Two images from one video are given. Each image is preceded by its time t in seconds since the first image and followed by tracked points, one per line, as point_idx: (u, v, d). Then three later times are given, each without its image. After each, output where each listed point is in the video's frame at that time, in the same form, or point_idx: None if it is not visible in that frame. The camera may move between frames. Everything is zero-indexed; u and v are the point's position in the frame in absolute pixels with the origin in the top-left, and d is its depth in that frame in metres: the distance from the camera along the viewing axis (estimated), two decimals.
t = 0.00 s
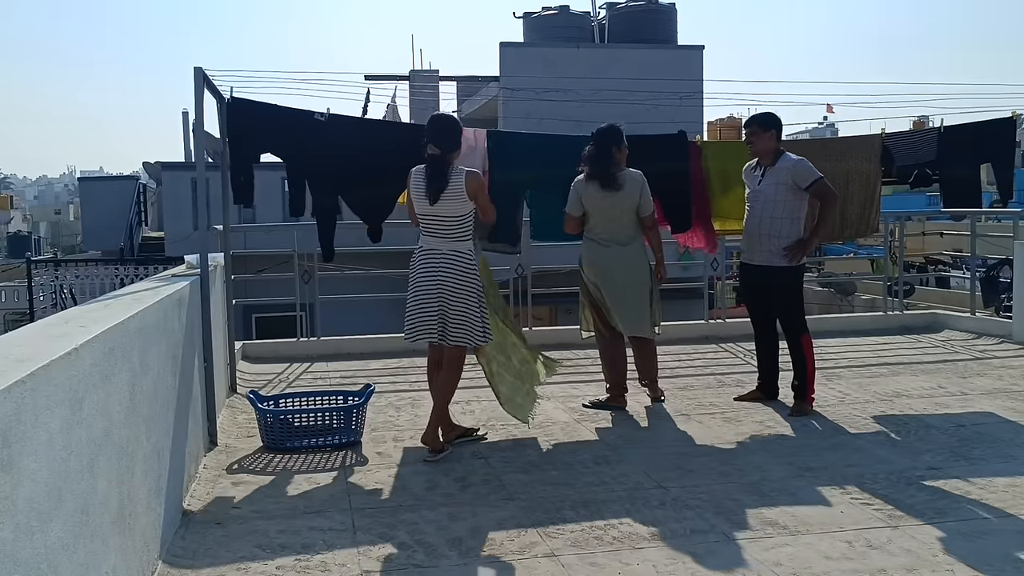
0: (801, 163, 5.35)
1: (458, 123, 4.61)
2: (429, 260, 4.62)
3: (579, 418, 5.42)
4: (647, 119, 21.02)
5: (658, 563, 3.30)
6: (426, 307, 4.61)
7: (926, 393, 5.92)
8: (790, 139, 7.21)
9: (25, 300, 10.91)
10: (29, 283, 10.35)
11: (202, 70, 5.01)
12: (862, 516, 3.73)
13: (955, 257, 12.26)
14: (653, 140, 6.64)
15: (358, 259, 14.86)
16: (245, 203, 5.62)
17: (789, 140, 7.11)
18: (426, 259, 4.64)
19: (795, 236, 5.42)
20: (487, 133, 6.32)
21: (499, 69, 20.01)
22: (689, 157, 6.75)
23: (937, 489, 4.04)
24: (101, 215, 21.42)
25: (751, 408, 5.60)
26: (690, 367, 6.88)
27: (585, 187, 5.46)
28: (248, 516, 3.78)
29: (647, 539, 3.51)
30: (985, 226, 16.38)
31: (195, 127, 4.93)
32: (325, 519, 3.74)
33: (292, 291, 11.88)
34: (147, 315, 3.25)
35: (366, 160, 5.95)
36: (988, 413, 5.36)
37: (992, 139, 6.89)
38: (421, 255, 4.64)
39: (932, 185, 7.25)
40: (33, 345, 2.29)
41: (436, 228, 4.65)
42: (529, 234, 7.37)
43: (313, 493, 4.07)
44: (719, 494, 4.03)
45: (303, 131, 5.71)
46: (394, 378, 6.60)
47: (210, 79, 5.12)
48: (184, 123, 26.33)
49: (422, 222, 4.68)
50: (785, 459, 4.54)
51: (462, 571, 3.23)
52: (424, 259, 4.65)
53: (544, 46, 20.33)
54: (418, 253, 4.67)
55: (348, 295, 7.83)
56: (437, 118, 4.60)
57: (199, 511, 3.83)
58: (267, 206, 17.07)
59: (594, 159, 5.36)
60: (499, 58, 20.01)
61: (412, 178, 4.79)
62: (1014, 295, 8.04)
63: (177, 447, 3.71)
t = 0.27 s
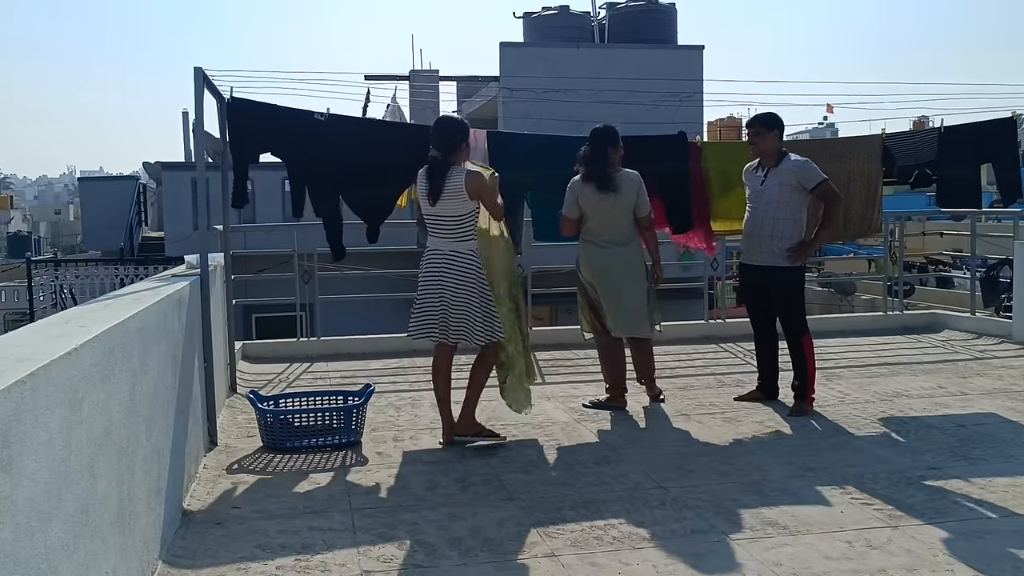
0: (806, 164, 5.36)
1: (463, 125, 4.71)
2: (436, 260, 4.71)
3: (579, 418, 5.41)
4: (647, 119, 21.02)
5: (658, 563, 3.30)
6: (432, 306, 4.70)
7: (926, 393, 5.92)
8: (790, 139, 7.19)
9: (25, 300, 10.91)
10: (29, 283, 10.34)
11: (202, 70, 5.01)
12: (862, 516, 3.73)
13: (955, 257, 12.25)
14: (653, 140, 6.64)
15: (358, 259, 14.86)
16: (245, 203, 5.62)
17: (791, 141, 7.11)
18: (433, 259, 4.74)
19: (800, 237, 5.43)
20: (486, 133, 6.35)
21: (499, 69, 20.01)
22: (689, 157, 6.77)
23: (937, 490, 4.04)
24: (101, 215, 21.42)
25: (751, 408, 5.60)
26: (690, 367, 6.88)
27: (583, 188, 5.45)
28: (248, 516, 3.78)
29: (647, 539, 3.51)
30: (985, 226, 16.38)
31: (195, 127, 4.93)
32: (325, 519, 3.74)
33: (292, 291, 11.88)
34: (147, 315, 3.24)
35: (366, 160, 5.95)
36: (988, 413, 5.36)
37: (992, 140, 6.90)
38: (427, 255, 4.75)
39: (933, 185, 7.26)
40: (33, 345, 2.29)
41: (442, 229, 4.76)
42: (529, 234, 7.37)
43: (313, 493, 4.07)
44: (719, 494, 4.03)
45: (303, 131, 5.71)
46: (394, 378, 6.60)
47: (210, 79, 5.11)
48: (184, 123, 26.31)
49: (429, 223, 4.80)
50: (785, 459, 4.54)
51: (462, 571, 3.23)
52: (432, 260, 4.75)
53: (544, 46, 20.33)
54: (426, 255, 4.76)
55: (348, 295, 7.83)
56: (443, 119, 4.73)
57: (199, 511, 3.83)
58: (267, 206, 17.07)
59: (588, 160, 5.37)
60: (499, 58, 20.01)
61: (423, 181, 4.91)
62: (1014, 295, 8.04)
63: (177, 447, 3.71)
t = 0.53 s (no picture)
0: (810, 166, 5.36)
1: (474, 126, 4.75)
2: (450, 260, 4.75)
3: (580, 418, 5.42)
4: (647, 119, 21.02)
5: (658, 563, 3.30)
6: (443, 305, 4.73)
7: (926, 393, 5.92)
8: (791, 139, 7.23)
9: (25, 300, 10.91)
10: (29, 283, 10.34)
11: (202, 70, 5.02)
12: (862, 516, 3.73)
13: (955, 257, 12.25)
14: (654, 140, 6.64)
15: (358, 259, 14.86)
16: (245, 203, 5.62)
17: (793, 141, 7.15)
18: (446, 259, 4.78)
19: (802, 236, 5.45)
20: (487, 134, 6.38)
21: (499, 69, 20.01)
22: (689, 157, 6.77)
23: (937, 490, 4.04)
24: (101, 215, 21.42)
25: (750, 408, 5.60)
26: (690, 367, 6.88)
27: (584, 189, 5.44)
28: (248, 516, 3.78)
29: (647, 539, 3.51)
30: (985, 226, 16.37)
31: (195, 127, 4.93)
32: (325, 519, 3.74)
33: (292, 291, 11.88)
34: (147, 315, 3.25)
35: (366, 159, 5.94)
36: (988, 413, 5.36)
37: (992, 140, 6.89)
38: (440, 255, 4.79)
39: (934, 185, 7.21)
40: (33, 345, 2.29)
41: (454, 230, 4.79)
42: (529, 233, 7.38)
43: (313, 493, 4.08)
44: (719, 494, 4.03)
45: (302, 132, 5.71)
46: (394, 378, 6.60)
47: (210, 79, 5.11)
48: (184, 123, 26.29)
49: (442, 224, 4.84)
50: (785, 459, 4.54)
51: (462, 571, 3.23)
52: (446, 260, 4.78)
53: (544, 46, 20.33)
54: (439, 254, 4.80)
55: (349, 295, 7.84)
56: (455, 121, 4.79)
57: (199, 512, 3.83)
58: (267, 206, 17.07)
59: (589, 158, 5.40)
60: (499, 58, 20.01)
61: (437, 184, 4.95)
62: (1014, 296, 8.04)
63: (177, 446, 3.71)
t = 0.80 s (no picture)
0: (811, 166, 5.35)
1: (496, 127, 4.80)
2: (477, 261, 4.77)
3: (580, 418, 5.42)
4: (647, 119, 21.02)
5: (658, 563, 3.30)
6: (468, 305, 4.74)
7: (926, 394, 5.92)
8: (792, 140, 7.25)
9: (25, 300, 10.91)
10: (29, 283, 10.34)
11: (202, 70, 5.02)
12: (862, 516, 3.73)
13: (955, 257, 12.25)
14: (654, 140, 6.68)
15: (358, 259, 14.87)
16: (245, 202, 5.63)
17: (794, 142, 7.18)
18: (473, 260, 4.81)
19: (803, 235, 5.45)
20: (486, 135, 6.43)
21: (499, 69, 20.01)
22: (689, 158, 6.77)
23: (937, 490, 4.04)
24: (101, 215, 21.41)
25: (750, 408, 5.60)
26: (690, 367, 6.88)
27: (597, 187, 5.41)
28: (248, 516, 3.78)
29: (647, 539, 3.51)
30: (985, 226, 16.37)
31: (195, 127, 4.93)
32: (325, 519, 3.74)
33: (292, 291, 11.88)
34: (147, 315, 3.24)
35: (366, 159, 5.95)
36: (988, 414, 5.36)
37: (992, 140, 6.88)
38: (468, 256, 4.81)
39: (934, 185, 7.21)
40: (33, 345, 2.29)
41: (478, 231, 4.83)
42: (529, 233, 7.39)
43: (313, 493, 4.07)
44: (719, 494, 4.03)
45: (303, 131, 5.71)
46: (394, 378, 6.60)
47: (210, 79, 5.11)
48: (184, 123, 26.28)
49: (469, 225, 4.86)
50: (785, 458, 4.54)
51: (462, 572, 3.23)
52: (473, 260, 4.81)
53: (544, 46, 20.33)
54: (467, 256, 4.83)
55: (349, 295, 7.83)
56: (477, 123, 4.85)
57: (199, 512, 3.83)
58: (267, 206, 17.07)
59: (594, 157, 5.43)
60: (499, 58, 20.01)
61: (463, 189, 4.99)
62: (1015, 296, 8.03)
63: (177, 446, 3.71)
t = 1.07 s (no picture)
0: (811, 167, 5.35)
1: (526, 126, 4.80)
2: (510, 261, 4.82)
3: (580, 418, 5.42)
4: (647, 120, 21.02)
5: (657, 562, 3.30)
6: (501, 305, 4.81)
7: (926, 394, 5.92)
8: (791, 139, 7.25)
9: (25, 300, 10.91)
10: (28, 283, 10.33)
11: (201, 70, 5.02)
12: (862, 516, 3.73)
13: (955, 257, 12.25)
14: (655, 139, 6.66)
15: (358, 259, 14.87)
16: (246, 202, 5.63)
17: (793, 141, 7.17)
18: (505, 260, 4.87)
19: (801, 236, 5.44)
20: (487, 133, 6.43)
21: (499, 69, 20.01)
22: (689, 157, 6.77)
23: (937, 490, 4.04)
24: (101, 215, 21.40)
25: (750, 408, 5.60)
26: (690, 367, 6.88)
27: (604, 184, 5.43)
28: (248, 516, 3.78)
29: (646, 539, 3.51)
30: (985, 226, 16.37)
31: (195, 127, 4.93)
32: (325, 519, 3.74)
33: (292, 290, 11.88)
34: (147, 315, 3.25)
35: (366, 159, 5.94)
36: (988, 413, 5.36)
37: (992, 140, 6.88)
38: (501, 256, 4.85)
39: (933, 185, 7.23)
40: (33, 345, 2.29)
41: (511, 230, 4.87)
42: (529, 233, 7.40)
43: (313, 493, 4.07)
44: (719, 494, 4.03)
45: (304, 132, 5.71)
46: (394, 378, 6.60)
47: (209, 79, 5.12)
48: (184, 123, 26.26)
49: (501, 225, 4.89)
50: (785, 459, 4.54)
51: (461, 572, 3.23)
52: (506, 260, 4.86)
53: (544, 46, 20.33)
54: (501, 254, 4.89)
55: (349, 295, 7.83)
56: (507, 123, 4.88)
57: (199, 511, 3.83)
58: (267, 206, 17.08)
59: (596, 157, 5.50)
60: (499, 58, 20.01)
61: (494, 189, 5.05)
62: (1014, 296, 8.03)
63: (177, 446, 3.71)
